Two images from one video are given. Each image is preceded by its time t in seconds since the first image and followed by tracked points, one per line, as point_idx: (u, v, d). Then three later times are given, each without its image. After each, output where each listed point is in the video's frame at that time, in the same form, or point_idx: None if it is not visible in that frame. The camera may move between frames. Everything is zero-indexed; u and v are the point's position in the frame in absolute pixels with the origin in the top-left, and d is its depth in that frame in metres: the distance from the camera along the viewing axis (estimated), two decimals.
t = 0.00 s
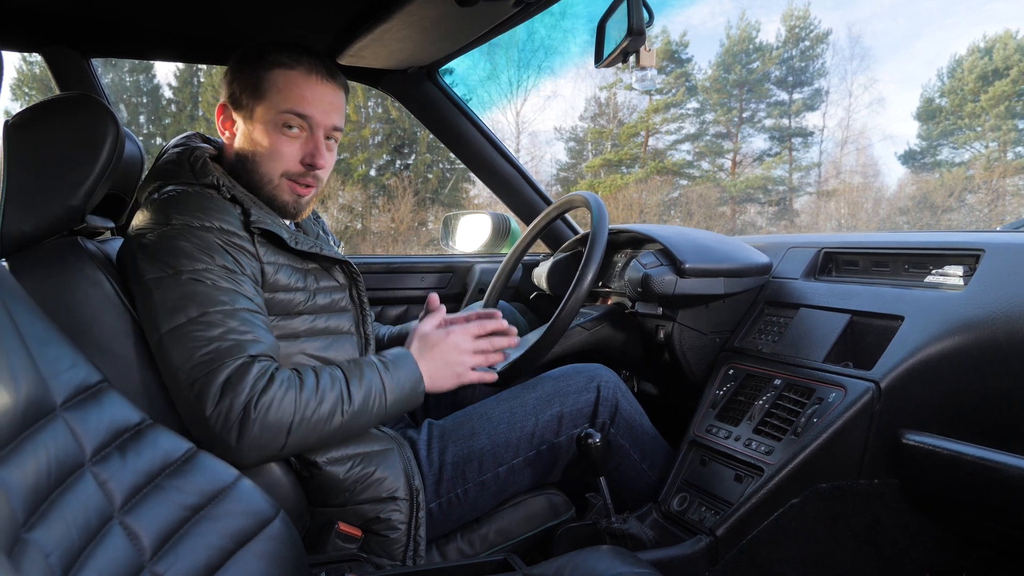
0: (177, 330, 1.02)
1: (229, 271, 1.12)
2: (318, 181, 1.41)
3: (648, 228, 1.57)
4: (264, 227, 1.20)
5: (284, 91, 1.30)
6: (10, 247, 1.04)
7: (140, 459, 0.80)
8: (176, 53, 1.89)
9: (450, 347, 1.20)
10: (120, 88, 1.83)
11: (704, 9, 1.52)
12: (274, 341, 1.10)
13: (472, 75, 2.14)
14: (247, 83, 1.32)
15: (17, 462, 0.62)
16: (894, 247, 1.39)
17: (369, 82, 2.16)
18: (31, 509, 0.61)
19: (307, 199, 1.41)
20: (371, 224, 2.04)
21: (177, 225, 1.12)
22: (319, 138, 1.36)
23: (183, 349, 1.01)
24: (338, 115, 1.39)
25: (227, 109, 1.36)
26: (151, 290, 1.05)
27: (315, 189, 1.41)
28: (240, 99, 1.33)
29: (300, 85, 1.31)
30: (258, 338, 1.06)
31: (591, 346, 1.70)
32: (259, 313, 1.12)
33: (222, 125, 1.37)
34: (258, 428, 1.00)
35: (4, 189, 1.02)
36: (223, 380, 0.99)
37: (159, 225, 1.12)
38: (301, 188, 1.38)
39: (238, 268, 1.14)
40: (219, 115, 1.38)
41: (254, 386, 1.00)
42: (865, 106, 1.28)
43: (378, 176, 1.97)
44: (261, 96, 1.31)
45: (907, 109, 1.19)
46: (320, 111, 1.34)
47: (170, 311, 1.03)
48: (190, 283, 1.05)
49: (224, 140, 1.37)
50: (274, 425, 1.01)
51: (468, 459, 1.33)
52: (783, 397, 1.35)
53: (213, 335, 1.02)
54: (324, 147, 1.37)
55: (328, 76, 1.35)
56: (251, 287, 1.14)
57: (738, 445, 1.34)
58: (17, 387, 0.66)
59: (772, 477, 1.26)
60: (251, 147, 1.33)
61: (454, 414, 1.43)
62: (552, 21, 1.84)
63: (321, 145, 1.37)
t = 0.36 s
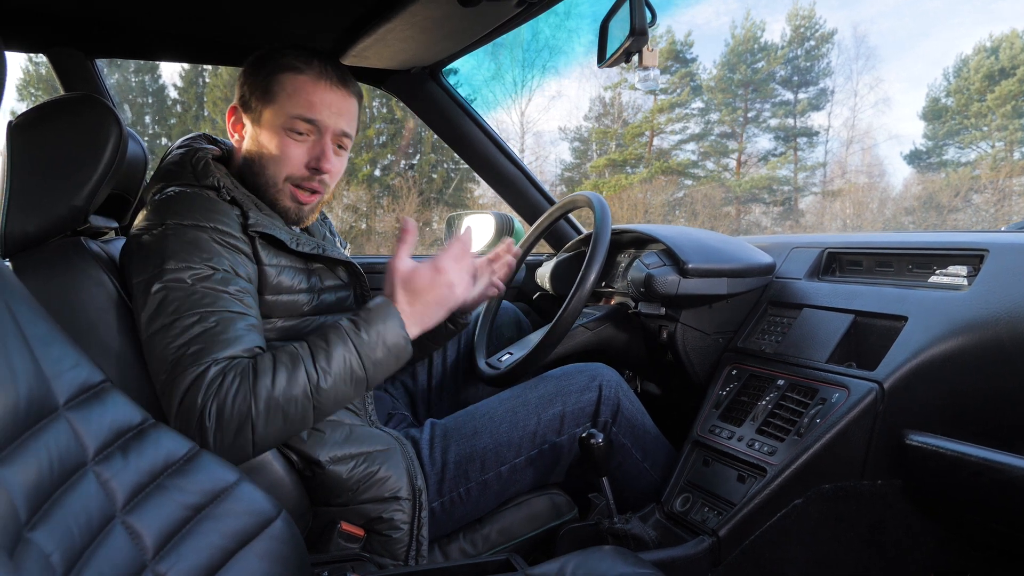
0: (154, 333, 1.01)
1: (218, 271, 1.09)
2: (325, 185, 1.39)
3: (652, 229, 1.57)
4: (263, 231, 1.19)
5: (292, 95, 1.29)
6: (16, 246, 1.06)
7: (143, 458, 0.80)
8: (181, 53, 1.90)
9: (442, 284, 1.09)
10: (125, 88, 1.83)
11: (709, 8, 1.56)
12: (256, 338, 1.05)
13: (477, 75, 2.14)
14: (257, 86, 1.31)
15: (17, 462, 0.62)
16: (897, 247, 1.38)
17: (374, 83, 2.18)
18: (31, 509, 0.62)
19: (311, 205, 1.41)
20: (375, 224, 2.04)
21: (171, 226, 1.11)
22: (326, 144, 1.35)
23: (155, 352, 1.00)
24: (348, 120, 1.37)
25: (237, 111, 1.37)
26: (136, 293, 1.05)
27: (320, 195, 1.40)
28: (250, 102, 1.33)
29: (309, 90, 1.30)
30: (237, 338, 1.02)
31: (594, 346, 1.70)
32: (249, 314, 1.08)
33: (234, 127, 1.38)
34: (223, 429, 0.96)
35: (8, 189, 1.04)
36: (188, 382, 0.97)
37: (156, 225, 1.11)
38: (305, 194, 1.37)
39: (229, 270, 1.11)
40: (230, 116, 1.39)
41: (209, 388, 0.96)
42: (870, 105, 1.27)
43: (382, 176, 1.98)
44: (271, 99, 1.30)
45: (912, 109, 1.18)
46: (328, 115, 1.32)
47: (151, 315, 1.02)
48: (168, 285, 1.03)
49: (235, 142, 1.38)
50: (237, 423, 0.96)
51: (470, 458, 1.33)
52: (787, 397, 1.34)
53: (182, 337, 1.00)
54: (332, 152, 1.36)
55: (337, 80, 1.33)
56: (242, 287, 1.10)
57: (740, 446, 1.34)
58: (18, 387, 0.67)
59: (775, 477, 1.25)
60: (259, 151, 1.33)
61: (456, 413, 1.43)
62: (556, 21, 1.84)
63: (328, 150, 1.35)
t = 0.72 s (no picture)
0: (140, 323, 1.01)
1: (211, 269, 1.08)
2: (348, 203, 1.42)
3: (656, 228, 1.56)
4: (268, 231, 1.20)
5: (344, 119, 1.31)
6: (21, 246, 1.07)
7: (146, 457, 0.80)
8: (187, 54, 1.90)
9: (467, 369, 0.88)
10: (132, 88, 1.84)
11: (714, 8, 1.53)
12: (241, 343, 1.04)
13: (481, 75, 2.14)
14: (302, 99, 1.30)
15: (21, 461, 0.63)
16: (902, 246, 1.36)
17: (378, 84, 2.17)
18: (35, 508, 0.62)
19: (335, 220, 1.43)
20: (380, 224, 2.05)
21: (172, 224, 1.11)
22: (364, 168, 1.38)
23: (139, 343, 1.00)
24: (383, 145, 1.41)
25: (274, 116, 1.35)
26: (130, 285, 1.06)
27: (344, 211, 1.43)
28: (291, 113, 1.32)
29: (360, 114, 1.32)
30: (220, 337, 1.01)
31: (598, 346, 1.70)
32: (236, 316, 1.07)
33: (267, 132, 1.36)
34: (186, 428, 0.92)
35: (12, 190, 1.04)
36: (165, 373, 0.95)
37: (157, 223, 1.12)
38: (334, 210, 1.39)
39: (223, 269, 1.10)
40: (263, 120, 1.36)
41: (184, 380, 0.94)
42: (876, 105, 1.27)
43: (387, 176, 1.99)
44: (318, 117, 1.30)
45: (919, 108, 1.18)
46: (373, 141, 1.35)
47: (139, 307, 1.03)
48: (158, 280, 1.04)
49: (264, 147, 1.36)
50: (201, 428, 0.91)
51: (472, 455, 1.34)
52: (791, 397, 1.34)
53: (166, 329, 0.99)
54: (366, 175, 1.39)
55: (382, 107, 1.37)
56: (235, 288, 1.09)
57: (745, 446, 1.33)
58: (23, 386, 0.67)
59: (779, 477, 1.25)
60: (298, 163, 1.33)
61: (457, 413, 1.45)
62: (561, 21, 1.84)
63: (364, 173, 1.38)
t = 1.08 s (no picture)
0: (139, 313, 1.00)
1: (212, 261, 1.08)
2: (336, 185, 1.40)
3: (662, 228, 1.55)
4: (267, 223, 1.20)
5: (316, 94, 1.32)
6: (26, 245, 1.07)
7: (149, 456, 0.80)
8: (193, 54, 1.91)
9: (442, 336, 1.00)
10: (138, 89, 1.84)
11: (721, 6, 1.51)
12: (241, 333, 1.03)
13: (487, 75, 2.14)
14: (279, 84, 1.33)
15: (24, 459, 0.63)
16: (908, 246, 1.37)
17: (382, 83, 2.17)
18: (38, 506, 0.62)
19: (323, 203, 1.40)
20: (386, 224, 2.05)
21: (173, 217, 1.11)
22: (343, 144, 1.36)
23: (138, 333, 0.99)
24: (366, 125, 1.40)
25: (256, 108, 1.38)
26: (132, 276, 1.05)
27: (331, 194, 1.41)
28: (270, 99, 1.35)
29: (333, 90, 1.33)
30: (220, 325, 1.00)
31: (602, 346, 1.69)
32: (236, 308, 1.06)
33: (251, 124, 1.39)
34: (193, 416, 0.92)
35: (18, 189, 1.05)
36: (165, 363, 0.94)
37: (157, 218, 1.12)
38: (318, 191, 1.38)
39: (224, 262, 1.10)
40: (249, 113, 1.40)
41: (184, 371, 0.93)
42: (884, 103, 1.27)
43: (393, 176, 1.98)
44: (292, 97, 1.32)
45: (926, 107, 1.17)
46: (348, 117, 1.35)
47: (139, 298, 1.02)
48: (160, 271, 1.03)
49: (250, 139, 1.39)
50: (210, 416, 0.92)
51: (476, 454, 1.34)
52: (796, 397, 1.33)
53: (166, 319, 0.98)
54: (347, 153, 1.38)
55: (359, 84, 1.37)
56: (235, 281, 1.10)
57: (749, 446, 1.33)
58: (26, 384, 0.67)
59: (783, 477, 1.24)
60: (276, 146, 1.34)
61: (461, 411, 1.43)
62: (567, 20, 1.85)
63: (344, 150, 1.37)
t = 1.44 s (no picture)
0: (154, 321, 1.03)
1: (221, 264, 1.10)
2: (337, 178, 1.40)
3: (665, 227, 1.55)
4: (272, 224, 1.20)
5: (313, 88, 1.32)
6: (31, 245, 1.08)
7: (152, 456, 0.80)
8: (200, 55, 1.92)
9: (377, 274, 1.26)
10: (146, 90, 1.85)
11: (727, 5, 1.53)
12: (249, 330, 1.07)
13: (493, 75, 2.14)
14: (276, 81, 1.34)
15: (25, 459, 0.63)
16: (914, 246, 1.36)
17: (386, 82, 2.17)
18: (38, 506, 0.63)
19: (325, 198, 1.40)
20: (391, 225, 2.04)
21: (179, 220, 1.12)
22: (342, 137, 1.37)
23: (153, 343, 1.02)
24: (364, 117, 1.41)
25: (256, 107, 1.39)
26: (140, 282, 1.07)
27: (333, 188, 1.40)
28: (269, 96, 1.35)
29: (330, 83, 1.33)
30: (231, 328, 1.04)
31: (605, 346, 1.69)
32: (247, 309, 1.10)
33: (251, 122, 1.39)
34: (217, 416, 0.98)
35: (23, 190, 1.05)
36: (183, 373, 0.98)
37: (164, 220, 1.13)
38: (319, 185, 1.38)
39: (232, 264, 1.12)
40: (249, 113, 1.40)
41: (203, 378, 0.97)
42: (891, 103, 1.25)
43: (398, 176, 2.00)
44: (289, 92, 1.33)
45: (933, 106, 1.16)
46: (346, 109, 1.35)
47: (152, 304, 1.04)
48: (171, 275, 1.05)
49: (251, 138, 1.39)
50: (233, 410, 0.99)
51: (479, 453, 1.34)
52: (800, 397, 1.33)
53: (180, 328, 1.01)
54: (347, 145, 1.38)
55: (355, 76, 1.38)
56: (245, 281, 1.12)
57: (753, 446, 1.33)
58: (27, 384, 0.68)
59: (787, 477, 1.24)
60: (276, 141, 1.34)
61: (464, 410, 1.43)
62: (572, 20, 1.83)
63: (344, 143, 1.37)
